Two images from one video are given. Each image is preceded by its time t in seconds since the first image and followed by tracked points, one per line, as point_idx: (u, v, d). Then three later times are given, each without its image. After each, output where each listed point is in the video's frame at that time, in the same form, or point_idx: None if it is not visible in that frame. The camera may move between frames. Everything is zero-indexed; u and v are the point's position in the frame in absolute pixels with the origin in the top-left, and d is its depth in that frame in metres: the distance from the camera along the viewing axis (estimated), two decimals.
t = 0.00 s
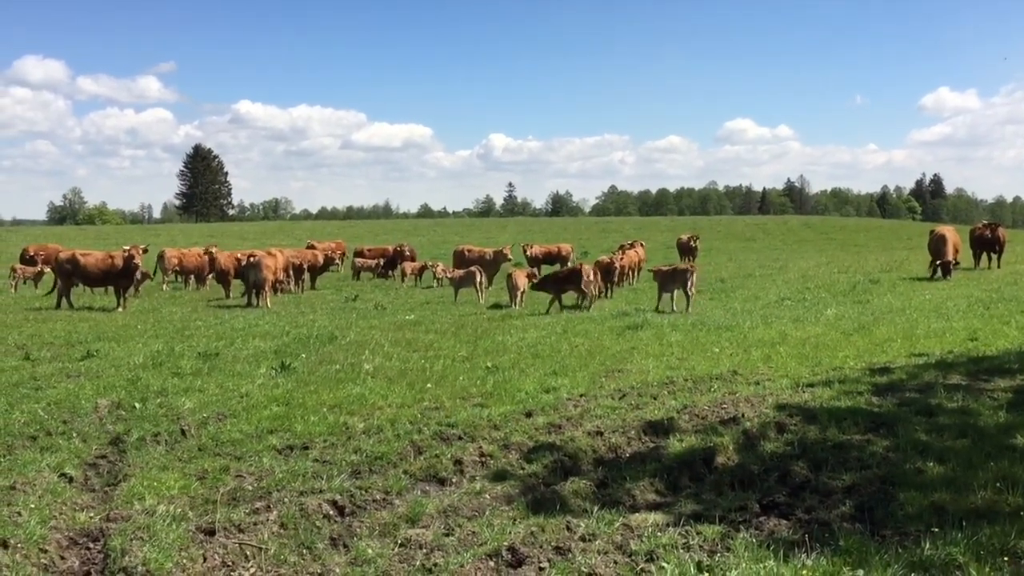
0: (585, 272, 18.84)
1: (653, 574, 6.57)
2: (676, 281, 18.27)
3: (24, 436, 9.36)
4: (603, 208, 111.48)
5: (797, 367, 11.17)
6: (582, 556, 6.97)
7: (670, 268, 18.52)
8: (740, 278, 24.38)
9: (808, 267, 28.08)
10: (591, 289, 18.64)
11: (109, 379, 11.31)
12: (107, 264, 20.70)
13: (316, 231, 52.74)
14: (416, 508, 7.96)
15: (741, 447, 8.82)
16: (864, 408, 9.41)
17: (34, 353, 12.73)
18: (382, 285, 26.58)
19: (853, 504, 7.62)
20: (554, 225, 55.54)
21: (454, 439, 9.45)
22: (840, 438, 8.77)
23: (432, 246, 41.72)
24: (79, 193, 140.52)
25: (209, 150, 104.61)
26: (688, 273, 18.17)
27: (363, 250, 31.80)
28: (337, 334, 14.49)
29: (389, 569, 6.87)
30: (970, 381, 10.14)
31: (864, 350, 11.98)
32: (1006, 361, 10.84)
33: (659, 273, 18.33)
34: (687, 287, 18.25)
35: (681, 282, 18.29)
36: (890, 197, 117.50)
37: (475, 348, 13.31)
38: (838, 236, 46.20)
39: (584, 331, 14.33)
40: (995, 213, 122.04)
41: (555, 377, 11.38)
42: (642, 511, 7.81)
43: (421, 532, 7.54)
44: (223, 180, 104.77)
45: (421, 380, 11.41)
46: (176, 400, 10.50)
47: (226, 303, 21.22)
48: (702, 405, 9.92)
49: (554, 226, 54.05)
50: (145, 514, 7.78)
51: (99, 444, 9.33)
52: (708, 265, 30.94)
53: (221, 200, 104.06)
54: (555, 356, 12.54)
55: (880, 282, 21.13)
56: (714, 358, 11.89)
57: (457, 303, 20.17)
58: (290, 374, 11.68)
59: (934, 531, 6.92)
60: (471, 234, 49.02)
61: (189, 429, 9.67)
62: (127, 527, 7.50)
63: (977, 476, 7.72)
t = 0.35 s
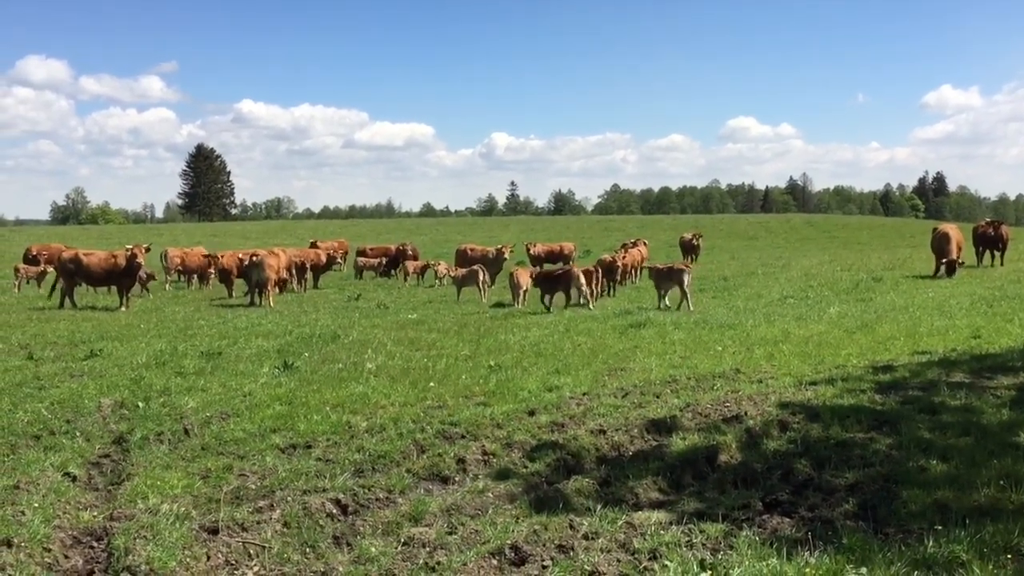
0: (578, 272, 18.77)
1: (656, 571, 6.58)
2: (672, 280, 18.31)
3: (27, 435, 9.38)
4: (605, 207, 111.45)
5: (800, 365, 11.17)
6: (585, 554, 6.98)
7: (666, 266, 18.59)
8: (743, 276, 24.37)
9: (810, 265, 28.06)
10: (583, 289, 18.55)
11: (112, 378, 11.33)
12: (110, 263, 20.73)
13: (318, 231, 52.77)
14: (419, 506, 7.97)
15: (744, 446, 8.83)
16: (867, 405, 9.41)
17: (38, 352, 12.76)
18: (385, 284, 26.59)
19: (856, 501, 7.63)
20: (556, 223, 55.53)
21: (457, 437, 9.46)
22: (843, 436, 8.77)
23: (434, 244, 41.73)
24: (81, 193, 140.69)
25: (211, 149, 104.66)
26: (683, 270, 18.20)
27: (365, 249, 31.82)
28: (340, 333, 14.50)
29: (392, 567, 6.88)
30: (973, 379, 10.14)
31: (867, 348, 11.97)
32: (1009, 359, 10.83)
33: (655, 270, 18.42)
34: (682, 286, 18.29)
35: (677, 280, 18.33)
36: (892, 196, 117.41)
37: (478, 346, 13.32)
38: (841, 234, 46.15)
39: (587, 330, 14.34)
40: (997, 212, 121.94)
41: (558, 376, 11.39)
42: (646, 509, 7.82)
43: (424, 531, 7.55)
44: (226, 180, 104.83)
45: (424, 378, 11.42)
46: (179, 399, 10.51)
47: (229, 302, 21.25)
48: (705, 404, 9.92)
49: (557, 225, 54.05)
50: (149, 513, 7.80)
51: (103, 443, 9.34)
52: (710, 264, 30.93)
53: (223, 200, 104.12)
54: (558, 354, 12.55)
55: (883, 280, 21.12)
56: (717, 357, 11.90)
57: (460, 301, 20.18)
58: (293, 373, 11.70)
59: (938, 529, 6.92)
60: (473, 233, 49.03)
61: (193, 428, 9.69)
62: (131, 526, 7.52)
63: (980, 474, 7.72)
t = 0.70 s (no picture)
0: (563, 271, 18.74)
1: (656, 569, 6.59)
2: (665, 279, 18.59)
3: (28, 434, 9.39)
4: (606, 206, 111.45)
5: (800, 363, 11.17)
6: (585, 552, 6.99)
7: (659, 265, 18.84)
8: (743, 274, 24.37)
9: (809, 263, 28.05)
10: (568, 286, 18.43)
11: (112, 377, 11.34)
12: (110, 262, 20.72)
13: (318, 229, 52.77)
14: (419, 504, 7.97)
15: (744, 444, 8.83)
16: (867, 404, 9.41)
17: (38, 351, 12.76)
18: (384, 283, 26.60)
19: (856, 499, 7.63)
20: (556, 222, 55.54)
21: (457, 435, 9.46)
22: (843, 434, 8.77)
23: (433, 244, 41.74)
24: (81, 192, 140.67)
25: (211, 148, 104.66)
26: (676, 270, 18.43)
27: (365, 248, 31.81)
28: (340, 332, 14.50)
29: (392, 565, 6.89)
30: (973, 377, 10.14)
31: (867, 346, 11.97)
32: (1009, 357, 10.83)
33: (649, 269, 18.61)
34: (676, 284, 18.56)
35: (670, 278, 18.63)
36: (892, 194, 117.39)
37: (478, 345, 13.33)
38: (841, 232, 46.14)
39: (586, 328, 14.34)
40: (998, 210, 121.96)
41: (557, 374, 11.40)
42: (645, 507, 7.83)
43: (424, 529, 7.55)
44: (226, 179, 104.80)
45: (424, 377, 11.42)
46: (179, 398, 10.52)
47: (229, 301, 21.25)
48: (704, 402, 9.92)
49: (557, 223, 54.06)
50: (149, 511, 7.81)
51: (103, 442, 9.35)
52: (710, 262, 30.94)
53: (223, 199, 104.10)
54: (558, 352, 12.55)
55: (883, 278, 21.13)
56: (717, 355, 11.90)
57: (460, 300, 20.19)
58: (293, 372, 11.70)
59: (937, 527, 6.93)
60: (473, 231, 49.05)
61: (193, 427, 9.69)
62: (131, 524, 7.53)
63: (980, 472, 7.72)
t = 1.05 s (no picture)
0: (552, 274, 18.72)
1: (655, 570, 6.60)
2: (658, 280, 18.83)
3: (26, 435, 9.37)
4: (605, 207, 111.45)
5: (799, 365, 11.16)
6: (584, 553, 6.99)
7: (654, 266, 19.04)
8: (741, 276, 24.39)
9: (808, 265, 28.06)
10: (554, 290, 18.42)
11: (111, 378, 11.33)
12: (109, 263, 20.70)
13: (318, 231, 52.73)
14: (418, 506, 7.97)
15: (743, 445, 8.83)
16: (866, 405, 9.41)
17: (36, 352, 12.74)
18: (384, 284, 26.58)
19: (855, 501, 7.63)
20: (555, 223, 55.55)
21: (456, 437, 9.45)
22: (842, 435, 8.77)
23: (433, 245, 41.74)
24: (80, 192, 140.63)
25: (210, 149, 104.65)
26: (670, 273, 18.56)
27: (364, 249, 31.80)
28: (338, 333, 14.49)
29: (391, 567, 6.88)
30: (971, 378, 10.14)
31: (866, 347, 11.96)
32: (1008, 358, 10.83)
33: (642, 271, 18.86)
34: (673, 286, 18.86)
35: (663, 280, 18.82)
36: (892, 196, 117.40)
37: (477, 346, 13.32)
38: (840, 234, 46.17)
39: (585, 329, 14.33)
40: (997, 211, 122.03)
41: (557, 375, 11.39)
42: (645, 509, 7.82)
43: (422, 530, 7.54)
44: (225, 180, 104.79)
45: (423, 378, 11.41)
46: (178, 399, 10.51)
47: (229, 302, 21.23)
48: (704, 403, 9.91)
49: (557, 224, 54.02)
50: (148, 513, 7.80)
51: (102, 443, 9.34)
52: (710, 263, 30.94)
53: (223, 200, 104.08)
54: (557, 354, 12.55)
55: (882, 280, 21.13)
56: (716, 356, 11.89)
57: (459, 301, 20.18)
58: (291, 373, 11.69)
59: (936, 529, 6.93)
60: (473, 232, 49.02)
61: (191, 428, 9.68)
62: (130, 526, 7.52)
63: (979, 473, 7.72)
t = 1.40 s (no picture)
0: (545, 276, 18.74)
1: None
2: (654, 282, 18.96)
3: (28, 437, 9.38)
4: (608, 210, 111.41)
5: (801, 369, 11.16)
6: (585, 557, 7.00)
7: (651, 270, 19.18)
8: (743, 280, 24.40)
9: (811, 270, 28.05)
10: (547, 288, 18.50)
11: (113, 380, 11.34)
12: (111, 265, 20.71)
13: (320, 233, 52.75)
14: (420, 509, 7.97)
15: (745, 450, 8.83)
16: (868, 410, 9.41)
17: (39, 354, 12.76)
18: (386, 287, 26.60)
19: (858, 506, 7.63)
20: (557, 227, 55.55)
21: (458, 440, 9.45)
22: (844, 440, 8.76)
23: (435, 248, 41.76)
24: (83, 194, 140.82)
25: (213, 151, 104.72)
26: (667, 276, 18.67)
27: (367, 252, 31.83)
28: (341, 336, 14.50)
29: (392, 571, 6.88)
30: (974, 384, 10.14)
31: (868, 352, 11.96)
32: (1011, 364, 10.82)
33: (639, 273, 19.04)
34: (671, 289, 18.91)
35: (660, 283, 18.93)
36: (894, 199, 117.36)
37: (479, 349, 13.32)
38: (842, 238, 46.17)
39: (588, 333, 14.34)
40: (999, 215, 121.93)
41: (559, 379, 11.39)
42: (647, 513, 7.82)
43: (424, 534, 7.54)
44: (228, 182, 104.90)
45: (425, 381, 11.41)
46: (180, 401, 10.52)
47: (231, 304, 21.26)
48: (706, 407, 9.91)
49: (559, 228, 53.99)
50: (150, 515, 7.81)
51: (104, 445, 9.34)
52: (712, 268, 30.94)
53: (225, 202, 104.10)
54: (559, 358, 12.55)
55: (885, 285, 21.11)
56: (718, 361, 11.89)
57: (461, 305, 20.19)
58: (294, 376, 11.70)
59: (939, 534, 6.93)
60: (475, 236, 49.04)
61: (193, 431, 9.68)
62: (131, 529, 7.52)
63: (981, 479, 7.72)
